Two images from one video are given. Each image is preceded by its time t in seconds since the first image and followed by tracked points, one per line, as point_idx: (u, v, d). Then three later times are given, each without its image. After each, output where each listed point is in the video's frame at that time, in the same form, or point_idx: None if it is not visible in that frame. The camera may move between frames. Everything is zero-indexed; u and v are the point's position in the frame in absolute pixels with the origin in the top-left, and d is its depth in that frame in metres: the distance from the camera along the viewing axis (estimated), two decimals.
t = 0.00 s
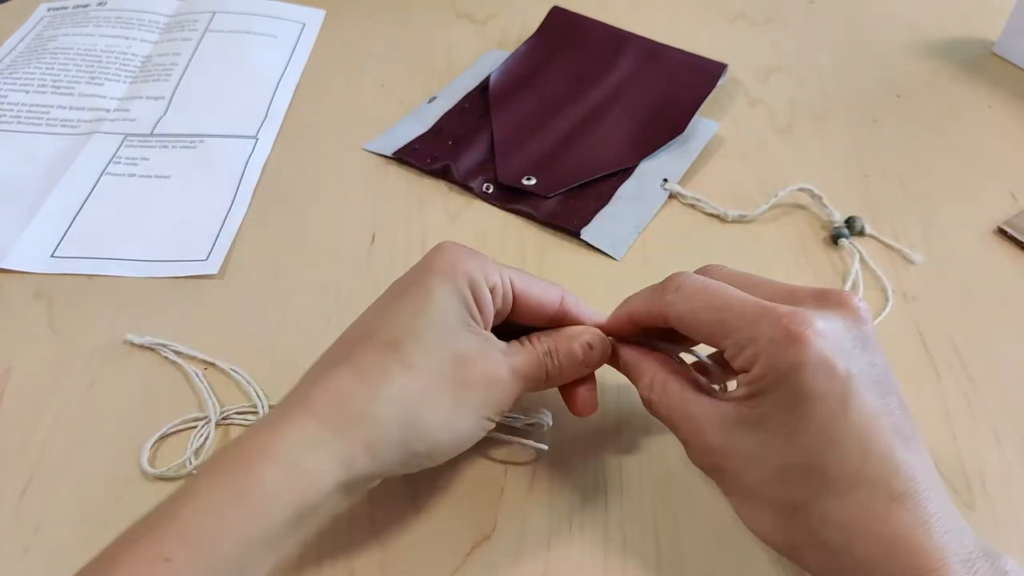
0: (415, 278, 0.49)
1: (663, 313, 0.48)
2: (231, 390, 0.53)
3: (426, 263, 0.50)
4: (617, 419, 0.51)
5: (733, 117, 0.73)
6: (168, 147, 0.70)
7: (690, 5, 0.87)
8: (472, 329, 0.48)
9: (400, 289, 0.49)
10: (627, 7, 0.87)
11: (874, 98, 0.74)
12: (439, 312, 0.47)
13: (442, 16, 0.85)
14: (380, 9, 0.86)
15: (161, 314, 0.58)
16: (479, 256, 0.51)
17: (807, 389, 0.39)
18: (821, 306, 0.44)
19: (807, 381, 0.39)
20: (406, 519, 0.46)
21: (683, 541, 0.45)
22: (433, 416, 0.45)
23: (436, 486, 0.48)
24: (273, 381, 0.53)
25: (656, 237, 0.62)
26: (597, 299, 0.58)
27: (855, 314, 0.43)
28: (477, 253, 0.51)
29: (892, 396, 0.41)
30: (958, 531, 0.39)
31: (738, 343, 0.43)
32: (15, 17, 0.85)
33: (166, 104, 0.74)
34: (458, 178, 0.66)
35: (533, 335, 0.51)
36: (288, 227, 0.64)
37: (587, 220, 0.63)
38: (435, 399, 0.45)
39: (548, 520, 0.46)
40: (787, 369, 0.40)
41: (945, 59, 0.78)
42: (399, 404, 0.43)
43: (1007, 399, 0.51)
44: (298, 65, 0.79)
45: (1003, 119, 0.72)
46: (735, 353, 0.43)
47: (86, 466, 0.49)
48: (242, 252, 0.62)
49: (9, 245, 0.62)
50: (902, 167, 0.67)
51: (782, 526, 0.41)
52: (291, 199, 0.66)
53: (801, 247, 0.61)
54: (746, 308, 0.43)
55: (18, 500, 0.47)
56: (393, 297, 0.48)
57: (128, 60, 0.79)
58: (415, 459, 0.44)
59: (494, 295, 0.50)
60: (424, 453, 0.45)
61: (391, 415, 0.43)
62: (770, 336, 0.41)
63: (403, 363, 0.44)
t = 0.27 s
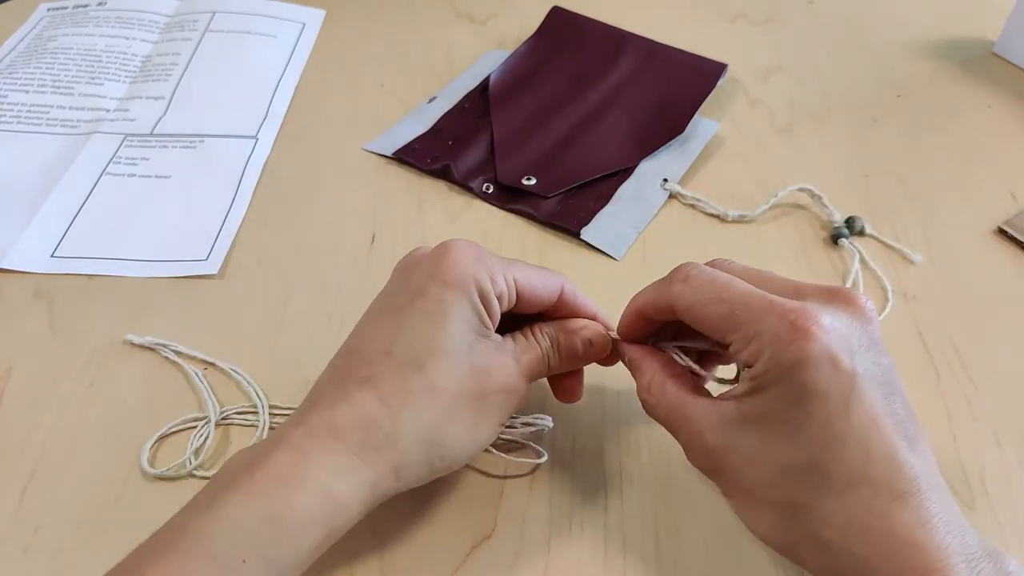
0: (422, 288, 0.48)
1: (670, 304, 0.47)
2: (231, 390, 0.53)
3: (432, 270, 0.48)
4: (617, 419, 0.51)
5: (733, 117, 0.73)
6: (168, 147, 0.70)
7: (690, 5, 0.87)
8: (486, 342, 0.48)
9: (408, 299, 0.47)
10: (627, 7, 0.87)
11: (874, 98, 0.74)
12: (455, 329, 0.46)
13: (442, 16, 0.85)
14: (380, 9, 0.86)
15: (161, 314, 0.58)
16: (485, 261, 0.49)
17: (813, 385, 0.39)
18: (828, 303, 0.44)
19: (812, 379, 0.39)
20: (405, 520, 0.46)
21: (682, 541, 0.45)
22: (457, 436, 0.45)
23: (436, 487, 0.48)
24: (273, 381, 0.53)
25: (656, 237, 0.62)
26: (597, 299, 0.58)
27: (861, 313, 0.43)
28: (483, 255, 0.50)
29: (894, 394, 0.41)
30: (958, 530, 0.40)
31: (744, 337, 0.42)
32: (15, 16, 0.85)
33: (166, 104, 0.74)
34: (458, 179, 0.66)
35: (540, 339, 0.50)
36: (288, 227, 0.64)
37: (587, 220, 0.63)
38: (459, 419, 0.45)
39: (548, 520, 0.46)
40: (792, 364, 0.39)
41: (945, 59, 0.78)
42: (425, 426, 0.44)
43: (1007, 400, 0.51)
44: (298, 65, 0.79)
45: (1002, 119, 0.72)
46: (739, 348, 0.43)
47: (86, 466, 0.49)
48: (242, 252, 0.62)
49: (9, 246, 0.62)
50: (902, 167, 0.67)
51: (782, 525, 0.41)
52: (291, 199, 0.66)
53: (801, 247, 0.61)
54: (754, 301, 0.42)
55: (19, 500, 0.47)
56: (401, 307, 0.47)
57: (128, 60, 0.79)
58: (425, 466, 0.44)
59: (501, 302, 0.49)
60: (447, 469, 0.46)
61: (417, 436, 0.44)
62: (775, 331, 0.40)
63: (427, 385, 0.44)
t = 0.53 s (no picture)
0: (419, 282, 0.48)
1: (679, 295, 0.46)
2: (231, 390, 0.53)
3: (429, 264, 0.48)
4: (616, 419, 0.51)
5: (733, 117, 0.73)
6: (168, 147, 0.70)
7: (689, 5, 0.87)
8: (485, 335, 0.48)
9: (405, 294, 0.47)
10: (627, 8, 0.87)
11: (874, 98, 0.74)
12: (453, 323, 0.46)
13: (442, 16, 0.85)
14: (380, 9, 0.86)
15: (161, 314, 0.58)
16: (482, 255, 0.49)
17: (817, 386, 0.39)
18: (834, 302, 0.44)
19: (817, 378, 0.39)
20: (406, 519, 0.46)
21: (683, 541, 0.45)
22: (458, 431, 0.45)
23: (436, 487, 0.48)
24: (273, 381, 0.53)
25: (656, 237, 0.62)
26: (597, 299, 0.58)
27: (867, 312, 0.43)
28: (480, 250, 0.50)
29: (899, 395, 0.41)
30: (961, 530, 0.40)
31: (749, 335, 0.42)
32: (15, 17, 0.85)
33: (166, 104, 0.74)
34: (458, 178, 0.66)
35: (538, 332, 0.50)
36: (288, 228, 0.64)
37: (586, 220, 0.63)
38: (460, 413, 0.45)
39: (548, 521, 0.46)
40: (795, 363, 0.39)
41: (945, 59, 0.78)
42: (426, 421, 0.44)
43: (1007, 400, 0.51)
44: (298, 65, 0.79)
45: (1002, 118, 0.72)
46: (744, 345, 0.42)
47: (86, 467, 0.49)
48: (242, 251, 0.62)
49: (9, 245, 0.62)
50: (902, 167, 0.67)
51: (783, 525, 0.41)
52: (291, 199, 0.66)
53: (801, 247, 0.61)
54: (761, 298, 0.42)
55: (19, 501, 0.47)
56: (398, 302, 0.47)
57: (128, 60, 0.79)
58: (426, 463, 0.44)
59: (498, 297, 0.49)
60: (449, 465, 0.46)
61: (418, 431, 0.44)
62: (781, 331, 0.40)
63: (427, 380, 0.44)
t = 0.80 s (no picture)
0: (433, 286, 0.47)
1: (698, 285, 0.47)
2: (231, 390, 0.53)
3: (442, 267, 0.48)
4: (616, 419, 0.51)
5: (733, 117, 0.73)
6: (168, 147, 0.70)
7: (689, 5, 0.87)
8: (501, 339, 0.47)
9: (420, 298, 0.47)
10: (627, 8, 0.87)
11: (874, 98, 0.74)
12: (470, 328, 0.46)
13: (442, 16, 0.86)
14: (380, 9, 0.86)
15: (162, 314, 0.58)
16: (494, 256, 0.49)
17: (830, 384, 0.39)
18: (848, 300, 0.43)
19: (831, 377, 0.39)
20: (407, 519, 0.46)
21: (683, 541, 0.45)
22: (478, 435, 0.45)
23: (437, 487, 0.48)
24: (273, 381, 0.53)
25: (656, 237, 0.62)
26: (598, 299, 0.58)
27: (883, 313, 0.43)
28: (491, 250, 0.49)
29: (913, 397, 0.41)
30: (969, 531, 0.40)
31: (764, 329, 0.42)
32: (15, 17, 0.85)
33: (166, 104, 0.74)
34: (458, 179, 0.66)
35: (550, 334, 0.50)
36: (288, 228, 0.64)
37: (587, 220, 0.63)
38: (480, 418, 0.45)
39: (548, 521, 0.46)
40: (809, 361, 0.39)
41: (945, 59, 0.78)
42: (446, 428, 0.44)
43: (1007, 399, 0.51)
44: (298, 65, 0.79)
45: (1001, 118, 0.72)
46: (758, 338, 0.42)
47: (86, 467, 0.49)
48: (242, 251, 0.62)
49: (9, 246, 0.62)
50: (902, 167, 0.67)
51: (793, 525, 0.41)
52: (291, 199, 0.66)
53: (801, 247, 0.61)
54: (780, 293, 0.42)
55: (19, 501, 0.47)
56: (413, 306, 0.47)
57: (128, 60, 0.79)
58: (433, 464, 0.44)
59: (511, 298, 0.49)
60: (470, 472, 0.46)
61: (438, 438, 0.44)
62: (796, 327, 0.40)
63: (445, 386, 0.44)
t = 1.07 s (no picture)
0: (413, 294, 0.48)
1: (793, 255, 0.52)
2: (231, 390, 0.53)
3: (421, 274, 0.49)
4: (616, 417, 0.51)
5: (733, 117, 0.73)
6: (169, 147, 0.70)
7: (689, 5, 0.87)
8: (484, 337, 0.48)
9: (400, 306, 0.48)
10: (627, 8, 0.87)
11: (874, 98, 0.74)
12: (450, 331, 0.46)
13: (442, 16, 0.86)
14: (380, 9, 0.86)
15: (162, 314, 0.58)
16: (472, 257, 0.49)
17: (963, 322, 0.43)
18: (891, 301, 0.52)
19: (958, 321, 0.43)
20: (407, 518, 0.46)
21: (683, 540, 0.45)
22: (465, 432, 0.45)
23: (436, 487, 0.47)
24: (273, 381, 0.53)
25: (656, 237, 0.62)
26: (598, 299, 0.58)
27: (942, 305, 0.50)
28: (470, 253, 0.50)
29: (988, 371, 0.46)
30: None
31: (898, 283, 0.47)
32: (15, 17, 0.85)
33: (166, 104, 0.74)
34: (458, 179, 0.66)
35: (539, 329, 0.50)
36: (288, 228, 0.64)
37: (587, 220, 0.63)
38: (463, 415, 0.45)
39: (548, 520, 0.46)
40: (943, 294, 0.44)
41: (946, 59, 0.78)
42: (431, 428, 0.44)
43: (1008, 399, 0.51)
44: (299, 65, 0.79)
45: (1001, 118, 0.72)
46: (883, 291, 0.47)
47: (86, 468, 0.49)
48: (242, 251, 0.62)
49: (9, 246, 0.62)
50: (902, 167, 0.67)
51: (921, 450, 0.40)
52: (291, 199, 0.66)
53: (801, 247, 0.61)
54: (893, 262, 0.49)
55: (19, 501, 0.47)
56: (395, 314, 0.48)
57: (128, 60, 0.79)
58: (423, 463, 0.44)
59: (493, 298, 0.49)
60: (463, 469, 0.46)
61: (425, 440, 0.44)
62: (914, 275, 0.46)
63: (426, 387, 0.44)
